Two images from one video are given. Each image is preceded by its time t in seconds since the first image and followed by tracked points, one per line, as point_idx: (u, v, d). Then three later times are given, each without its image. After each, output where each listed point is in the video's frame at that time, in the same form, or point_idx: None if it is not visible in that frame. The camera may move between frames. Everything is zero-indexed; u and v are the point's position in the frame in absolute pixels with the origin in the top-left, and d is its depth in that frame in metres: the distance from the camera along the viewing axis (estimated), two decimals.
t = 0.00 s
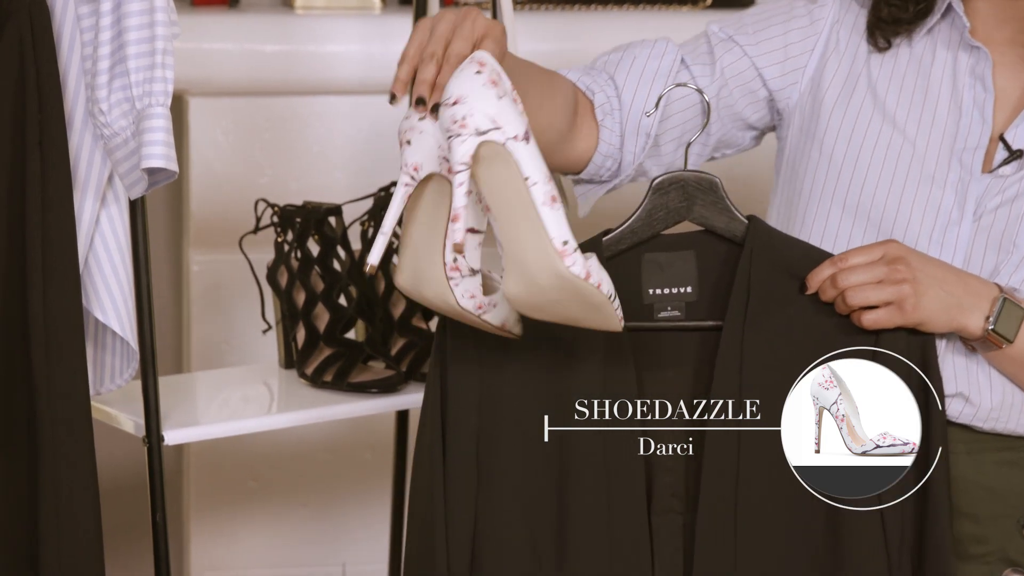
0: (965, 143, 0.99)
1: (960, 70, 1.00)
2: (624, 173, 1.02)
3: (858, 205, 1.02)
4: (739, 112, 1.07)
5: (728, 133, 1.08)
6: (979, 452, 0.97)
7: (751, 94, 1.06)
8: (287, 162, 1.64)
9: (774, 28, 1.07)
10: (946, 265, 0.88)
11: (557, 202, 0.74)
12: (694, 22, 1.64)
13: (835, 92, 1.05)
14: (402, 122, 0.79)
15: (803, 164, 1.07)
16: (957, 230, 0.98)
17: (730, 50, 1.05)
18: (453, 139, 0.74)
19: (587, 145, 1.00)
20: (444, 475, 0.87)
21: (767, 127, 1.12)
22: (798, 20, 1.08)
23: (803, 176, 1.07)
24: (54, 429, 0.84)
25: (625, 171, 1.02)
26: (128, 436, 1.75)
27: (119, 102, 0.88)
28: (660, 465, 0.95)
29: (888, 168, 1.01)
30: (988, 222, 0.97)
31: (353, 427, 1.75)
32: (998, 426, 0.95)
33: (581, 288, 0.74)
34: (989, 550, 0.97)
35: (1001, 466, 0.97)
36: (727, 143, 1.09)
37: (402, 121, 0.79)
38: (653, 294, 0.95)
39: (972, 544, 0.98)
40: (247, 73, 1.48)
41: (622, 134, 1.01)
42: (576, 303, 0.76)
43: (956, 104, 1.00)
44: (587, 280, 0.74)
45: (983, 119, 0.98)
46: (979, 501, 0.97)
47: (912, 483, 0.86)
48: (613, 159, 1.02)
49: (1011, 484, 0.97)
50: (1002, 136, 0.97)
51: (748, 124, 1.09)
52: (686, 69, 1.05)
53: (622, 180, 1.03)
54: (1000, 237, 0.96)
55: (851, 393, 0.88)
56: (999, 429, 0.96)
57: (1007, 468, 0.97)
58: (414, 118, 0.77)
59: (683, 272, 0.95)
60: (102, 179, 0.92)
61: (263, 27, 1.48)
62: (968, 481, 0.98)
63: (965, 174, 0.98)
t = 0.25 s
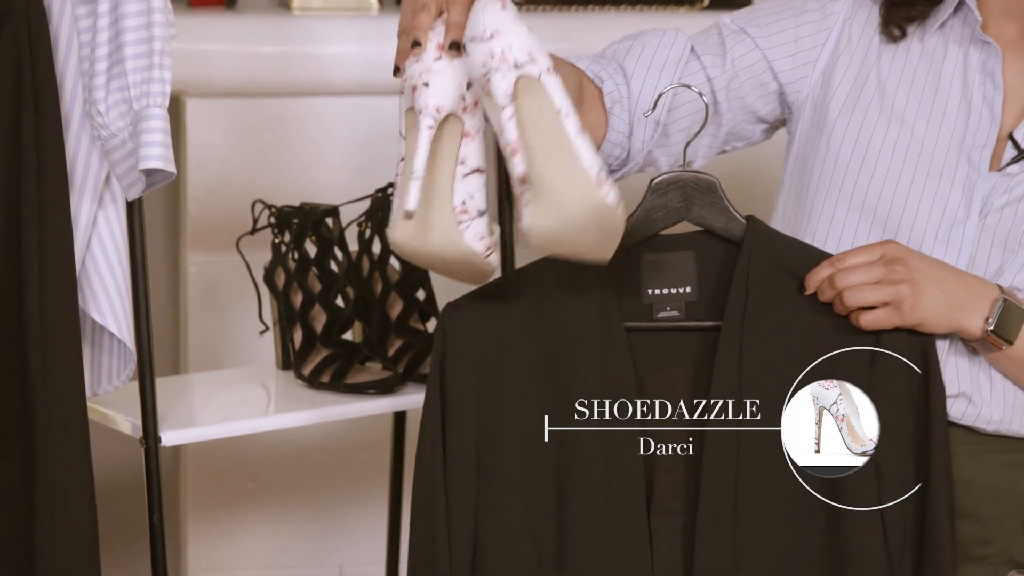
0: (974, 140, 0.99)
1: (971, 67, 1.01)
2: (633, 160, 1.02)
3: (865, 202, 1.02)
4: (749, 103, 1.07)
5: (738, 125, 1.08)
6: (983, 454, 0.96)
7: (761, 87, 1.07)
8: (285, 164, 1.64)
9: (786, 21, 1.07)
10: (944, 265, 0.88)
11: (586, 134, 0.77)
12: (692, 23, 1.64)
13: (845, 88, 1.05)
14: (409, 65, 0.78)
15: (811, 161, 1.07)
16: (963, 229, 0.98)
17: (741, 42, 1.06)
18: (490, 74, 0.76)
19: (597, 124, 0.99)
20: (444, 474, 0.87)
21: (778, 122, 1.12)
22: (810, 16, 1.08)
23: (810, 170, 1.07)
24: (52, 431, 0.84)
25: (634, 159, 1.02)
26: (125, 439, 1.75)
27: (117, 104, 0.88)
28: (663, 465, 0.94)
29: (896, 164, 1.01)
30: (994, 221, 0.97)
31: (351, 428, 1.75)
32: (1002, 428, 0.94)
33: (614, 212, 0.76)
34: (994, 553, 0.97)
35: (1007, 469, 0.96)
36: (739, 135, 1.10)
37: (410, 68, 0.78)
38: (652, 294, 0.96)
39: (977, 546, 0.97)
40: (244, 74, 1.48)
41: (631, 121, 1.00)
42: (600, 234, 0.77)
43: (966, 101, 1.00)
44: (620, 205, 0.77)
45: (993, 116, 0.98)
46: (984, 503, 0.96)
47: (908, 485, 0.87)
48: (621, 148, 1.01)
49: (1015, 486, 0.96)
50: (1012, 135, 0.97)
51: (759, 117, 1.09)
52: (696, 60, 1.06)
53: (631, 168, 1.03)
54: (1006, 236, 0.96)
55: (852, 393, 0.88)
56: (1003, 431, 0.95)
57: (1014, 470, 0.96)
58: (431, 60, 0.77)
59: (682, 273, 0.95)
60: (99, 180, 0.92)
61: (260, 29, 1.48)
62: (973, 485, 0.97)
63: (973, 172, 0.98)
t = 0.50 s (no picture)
0: (975, 142, 0.99)
1: (972, 68, 1.01)
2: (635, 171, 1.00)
3: (866, 205, 1.02)
4: (752, 109, 1.08)
5: (742, 131, 1.09)
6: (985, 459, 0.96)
7: (763, 92, 1.08)
8: (282, 166, 1.64)
9: (785, 26, 1.08)
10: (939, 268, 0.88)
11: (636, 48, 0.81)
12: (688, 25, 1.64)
13: (846, 90, 1.05)
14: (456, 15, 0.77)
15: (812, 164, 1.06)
16: (963, 231, 0.98)
17: (740, 48, 1.07)
18: None
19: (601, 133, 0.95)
20: (442, 473, 0.87)
21: (782, 127, 1.12)
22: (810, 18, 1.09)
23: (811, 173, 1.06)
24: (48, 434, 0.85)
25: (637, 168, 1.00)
26: (121, 441, 1.75)
27: (113, 105, 0.88)
28: (662, 467, 0.95)
29: (896, 167, 1.01)
30: (994, 223, 0.97)
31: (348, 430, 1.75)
32: (1003, 433, 0.94)
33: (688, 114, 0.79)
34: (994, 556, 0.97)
35: (1009, 473, 0.96)
36: (744, 142, 1.10)
37: (457, 21, 0.77)
38: (648, 298, 0.96)
39: (978, 552, 0.98)
40: (241, 76, 1.48)
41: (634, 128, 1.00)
42: (675, 147, 0.79)
43: (967, 104, 1.01)
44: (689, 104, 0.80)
45: (994, 118, 0.99)
46: (985, 508, 0.97)
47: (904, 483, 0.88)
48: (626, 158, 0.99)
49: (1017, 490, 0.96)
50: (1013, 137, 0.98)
51: (762, 122, 1.09)
52: (696, 66, 1.08)
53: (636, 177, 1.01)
54: (1006, 238, 0.97)
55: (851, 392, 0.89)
56: (1004, 436, 0.95)
57: (1015, 474, 0.96)
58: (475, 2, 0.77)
59: (678, 277, 0.95)
60: (95, 182, 0.92)
61: (257, 30, 1.48)
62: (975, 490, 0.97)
63: (974, 174, 0.99)
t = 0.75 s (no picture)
0: (979, 147, 0.99)
1: (977, 74, 1.00)
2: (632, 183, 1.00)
3: (869, 210, 1.02)
4: (756, 116, 1.07)
5: (745, 137, 1.08)
6: (990, 468, 0.96)
7: (768, 97, 1.07)
8: (274, 169, 1.63)
9: (789, 31, 1.08)
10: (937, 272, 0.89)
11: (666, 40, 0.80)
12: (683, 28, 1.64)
13: (849, 96, 1.05)
14: None
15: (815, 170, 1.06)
16: (966, 236, 0.99)
17: (743, 52, 1.07)
18: None
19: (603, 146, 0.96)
20: (443, 478, 0.87)
21: (786, 132, 1.12)
22: (814, 23, 1.08)
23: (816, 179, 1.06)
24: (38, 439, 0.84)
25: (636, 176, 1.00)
26: (114, 446, 1.74)
27: (105, 108, 0.88)
28: (662, 470, 0.95)
29: (900, 173, 1.01)
30: (998, 229, 0.97)
31: (342, 434, 1.74)
32: (1006, 440, 0.95)
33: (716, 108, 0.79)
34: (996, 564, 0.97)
35: (1012, 480, 0.96)
36: (746, 148, 1.10)
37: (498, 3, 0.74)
38: (648, 305, 0.96)
39: (982, 560, 0.98)
40: (233, 78, 1.47)
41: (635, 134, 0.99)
42: (698, 138, 0.80)
43: (972, 110, 1.00)
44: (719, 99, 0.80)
45: (998, 124, 0.98)
46: (988, 515, 0.96)
47: (901, 488, 0.87)
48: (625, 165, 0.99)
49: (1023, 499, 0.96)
50: (1016, 142, 0.98)
51: (766, 128, 1.09)
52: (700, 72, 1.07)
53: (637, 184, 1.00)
54: (1008, 244, 0.97)
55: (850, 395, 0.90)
56: (1007, 443, 0.95)
57: (1018, 482, 0.96)
58: None
59: (678, 283, 0.95)
60: (87, 186, 0.90)
61: (249, 33, 1.47)
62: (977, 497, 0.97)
63: (977, 180, 0.99)
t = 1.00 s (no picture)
0: (977, 151, 1.00)
1: (976, 79, 1.01)
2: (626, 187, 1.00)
3: (866, 212, 1.03)
4: (753, 117, 1.08)
5: (743, 138, 1.09)
6: (986, 471, 0.97)
7: (766, 99, 1.07)
8: (265, 173, 1.63)
9: (788, 33, 1.08)
10: (932, 276, 0.89)
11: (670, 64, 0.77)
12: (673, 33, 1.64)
13: (847, 99, 1.06)
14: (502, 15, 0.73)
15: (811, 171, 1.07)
16: (962, 239, 1.00)
17: (742, 52, 1.07)
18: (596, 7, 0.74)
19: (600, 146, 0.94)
20: (439, 473, 0.87)
21: (783, 133, 1.13)
22: (813, 26, 1.09)
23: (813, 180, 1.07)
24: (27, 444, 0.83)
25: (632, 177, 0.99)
26: (104, 450, 1.73)
27: (94, 112, 0.87)
28: (658, 468, 0.96)
29: (897, 175, 1.02)
30: (993, 232, 0.98)
31: (332, 438, 1.74)
32: (1001, 443, 0.95)
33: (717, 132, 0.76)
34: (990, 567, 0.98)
35: (1007, 484, 0.97)
36: (743, 149, 1.10)
37: (501, 18, 0.73)
38: (644, 304, 0.96)
39: (975, 563, 0.99)
40: (224, 82, 1.47)
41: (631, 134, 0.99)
42: (698, 160, 0.76)
43: (970, 114, 1.01)
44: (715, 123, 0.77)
45: (995, 128, 0.99)
46: (981, 517, 0.97)
47: (896, 492, 0.88)
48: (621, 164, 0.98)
49: (1016, 502, 0.97)
50: (1013, 147, 0.98)
51: (764, 130, 1.10)
52: (698, 70, 1.08)
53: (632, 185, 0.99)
54: (1004, 247, 0.98)
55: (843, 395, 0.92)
56: (1002, 447, 0.96)
57: (1013, 485, 0.97)
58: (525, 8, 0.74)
59: (674, 283, 0.96)
60: (77, 190, 0.91)
61: (240, 37, 1.47)
62: (972, 500, 0.98)
63: (974, 184, 1.00)
